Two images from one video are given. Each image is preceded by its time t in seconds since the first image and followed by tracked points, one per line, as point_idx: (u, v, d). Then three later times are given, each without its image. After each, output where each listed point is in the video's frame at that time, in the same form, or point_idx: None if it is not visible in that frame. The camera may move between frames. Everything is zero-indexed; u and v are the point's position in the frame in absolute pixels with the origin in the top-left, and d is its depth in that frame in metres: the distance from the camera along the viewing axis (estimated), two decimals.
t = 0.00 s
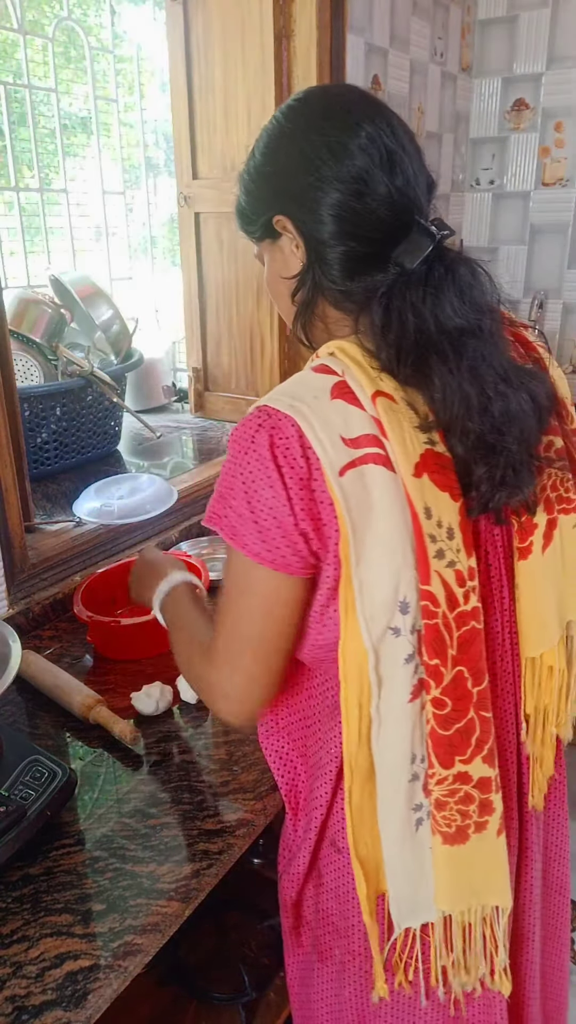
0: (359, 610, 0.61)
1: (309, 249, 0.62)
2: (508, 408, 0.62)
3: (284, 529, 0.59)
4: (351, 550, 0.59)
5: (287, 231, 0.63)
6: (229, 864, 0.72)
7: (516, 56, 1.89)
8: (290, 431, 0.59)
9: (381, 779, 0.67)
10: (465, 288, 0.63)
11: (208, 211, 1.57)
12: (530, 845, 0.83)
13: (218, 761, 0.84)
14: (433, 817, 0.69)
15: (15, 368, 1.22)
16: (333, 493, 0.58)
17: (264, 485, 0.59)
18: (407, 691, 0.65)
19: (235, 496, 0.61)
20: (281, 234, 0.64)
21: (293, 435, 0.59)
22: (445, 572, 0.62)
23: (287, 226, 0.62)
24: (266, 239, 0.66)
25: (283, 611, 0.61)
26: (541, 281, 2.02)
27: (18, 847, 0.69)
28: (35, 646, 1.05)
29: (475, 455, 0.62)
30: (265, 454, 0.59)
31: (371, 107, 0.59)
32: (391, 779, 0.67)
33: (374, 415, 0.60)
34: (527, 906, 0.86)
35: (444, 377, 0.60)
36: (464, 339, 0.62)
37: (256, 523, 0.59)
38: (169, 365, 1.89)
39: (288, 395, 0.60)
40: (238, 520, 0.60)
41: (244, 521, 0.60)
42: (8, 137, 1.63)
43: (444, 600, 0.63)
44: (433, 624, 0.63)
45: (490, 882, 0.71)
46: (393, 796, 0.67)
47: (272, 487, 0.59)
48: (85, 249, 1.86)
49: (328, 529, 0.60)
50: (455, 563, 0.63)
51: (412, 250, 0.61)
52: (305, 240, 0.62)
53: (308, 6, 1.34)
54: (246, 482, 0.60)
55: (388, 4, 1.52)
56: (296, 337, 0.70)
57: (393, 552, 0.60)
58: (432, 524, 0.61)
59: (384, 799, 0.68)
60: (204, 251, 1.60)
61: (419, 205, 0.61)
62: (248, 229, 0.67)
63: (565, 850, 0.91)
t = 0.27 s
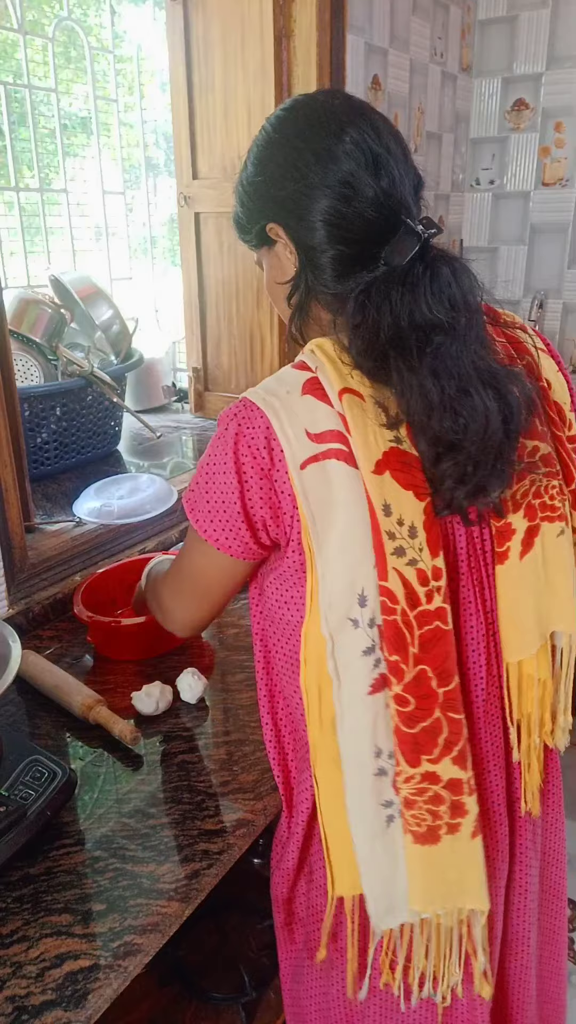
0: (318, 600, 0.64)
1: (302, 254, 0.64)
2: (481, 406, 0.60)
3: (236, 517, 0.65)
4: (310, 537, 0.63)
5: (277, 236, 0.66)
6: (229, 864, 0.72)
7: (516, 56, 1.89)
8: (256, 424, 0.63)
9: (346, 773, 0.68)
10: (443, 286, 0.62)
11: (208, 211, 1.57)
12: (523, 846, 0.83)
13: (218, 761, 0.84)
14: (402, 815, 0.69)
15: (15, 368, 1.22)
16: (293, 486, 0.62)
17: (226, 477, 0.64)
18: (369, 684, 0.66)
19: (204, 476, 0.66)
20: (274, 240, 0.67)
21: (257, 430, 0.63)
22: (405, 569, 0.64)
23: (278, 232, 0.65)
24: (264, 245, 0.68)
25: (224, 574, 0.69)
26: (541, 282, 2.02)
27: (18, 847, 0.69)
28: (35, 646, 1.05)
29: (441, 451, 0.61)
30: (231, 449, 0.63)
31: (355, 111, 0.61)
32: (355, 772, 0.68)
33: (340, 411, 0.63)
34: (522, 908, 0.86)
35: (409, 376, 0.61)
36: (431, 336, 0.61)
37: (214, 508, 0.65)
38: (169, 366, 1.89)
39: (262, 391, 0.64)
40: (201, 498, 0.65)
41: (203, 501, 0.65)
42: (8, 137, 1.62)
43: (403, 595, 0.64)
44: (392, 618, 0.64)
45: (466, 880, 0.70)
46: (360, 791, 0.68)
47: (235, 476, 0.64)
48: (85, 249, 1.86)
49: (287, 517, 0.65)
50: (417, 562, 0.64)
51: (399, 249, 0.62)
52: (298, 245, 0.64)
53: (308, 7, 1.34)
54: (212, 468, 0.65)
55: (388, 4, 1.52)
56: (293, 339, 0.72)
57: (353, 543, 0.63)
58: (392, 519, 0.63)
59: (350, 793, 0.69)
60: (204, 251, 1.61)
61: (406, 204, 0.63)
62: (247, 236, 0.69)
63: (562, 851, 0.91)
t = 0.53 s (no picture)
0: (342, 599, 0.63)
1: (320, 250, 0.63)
2: (508, 399, 0.60)
3: (270, 513, 0.61)
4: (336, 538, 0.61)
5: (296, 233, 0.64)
6: (229, 864, 0.72)
7: (516, 56, 1.89)
8: (286, 419, 0.61)
9: (356, 764, 0.69)
10: (464, 281, 0.62)
11: (208, 211, 1.57)
12: (526, 844, 0.83)
13: (218, 761, 0.84)
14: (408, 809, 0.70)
15: (15, 368, 1.22)
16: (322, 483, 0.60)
17: (257, 474, 0.61)
18: (386, 680, 0.66)
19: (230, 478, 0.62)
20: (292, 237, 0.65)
21: (285, 423, 0.61)
22: (428, 567, 0.63)
23: (297, 229, 0.64)
24: (280, 243, 0.67)
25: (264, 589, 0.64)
26: (541, 282, 2.02)
27: (18, 847, 0.69)
28: (36, 646, 1.05)
29: (466, 447, 0.61)
30: (260, 443, 0.61)
31: (371, 107, 0.60)
32: (368, 766, 0.68)
33: (369, 409, 0.61)
34: (523, 906, 0.86)
35: (435, 373, 0.60)
36: (456, 328, 0.60)
37: (245, 507, 0.61)
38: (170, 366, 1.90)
39: (287, 386, 0.62)
40: (230, 503, 0.62)
41: (234, 502, 0.62)
42: (8, 137, 1.63)
43: (426, 595, 0.64)
44: (414, 617, 0.64)
45: (464, 876, 0.72)
46: (368, 783, 0.69)
47: (266, 473, 0.61)
48: (85, 249, 1.86)
49: (318, 518, 0.62)
50: (440, 561, 0.63)
51: (417, 244, 0.61)
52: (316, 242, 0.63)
53: (308, 7, 1.34)
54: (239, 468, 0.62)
55: (388, 5, 1.52)
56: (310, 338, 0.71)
57: (379, 542, 0.61)
58: (418, 518, 0.62)
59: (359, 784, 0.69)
60: (204, 251, 1.61)
61: (423, 200, 0.61)
62: (261, 235, 0.68)
63: (564, 851, 0.91)
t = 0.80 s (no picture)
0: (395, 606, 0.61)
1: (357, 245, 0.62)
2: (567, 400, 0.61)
3: (330, 526, 0.59)
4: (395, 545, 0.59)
5: (336, 231, 0.63)
6: (228, 864, 0.72)
7: (517, 56, 1.89)
8: (342, 427, 0.59)
9: (406, 770, 0.67)
10: (516, 282, 0.61)
11: (208, 211, 1.57)
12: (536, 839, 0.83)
13: (217, 760, 0.84)
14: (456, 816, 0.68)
15: (15, 368, 1.22)
16: (384, 491, 0.58)
17: (313, 484, 0.59)
18: (441, 689, 0.64)
19: (283, 492, 0.61)
20: (330, 234, 0.64)
21: (339, 429, 0.59)
22: (487, 573, 0.61)
23: (337, 226, 0.62)
24: (312, 238, 0.66)
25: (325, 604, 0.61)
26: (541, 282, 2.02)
27: (18, 847, 0.69)
28: (35, 646, 1.05)
29: (522, 453, 0.61)
30: (315, 451, 0.59)
31: (414, 101, 0.59)
32: (419, 775, 0.66)
33: (427, 414, 0.59)
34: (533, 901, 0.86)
35: (497, 374, 0.59)
36: (515, 335, 0.61)
37: (303, 520, 0.59)
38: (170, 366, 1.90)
39: (339, 390, 0.60)
40: (286, 517, 0.60)
41: (290, 516, 0.60)
42: (8, 136, 1.63)
43: (485, 600, 0.62)
44: (472, 625, 0.62)
45: (506, 877, 0.71)
46: (418, 791, 0.67)
47: (324, 484, 0.59)
48: (85, 249, 1.85)
49: (378, 527, 0.60)
50: (496, 566, 0.62)
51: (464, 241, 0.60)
52: (354, 238, 0.62)
53: (308, 7, 1.34)
54: (294, 479, 0.60)
55: (388, 5, 1.52)
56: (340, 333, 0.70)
57: (438, 552, 0.59)
58: (479, 524, 0.60)
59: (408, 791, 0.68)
60: (204, 251, 1.61)
61: (466, 198, 0.61)
62: (290, 227, 0.67)
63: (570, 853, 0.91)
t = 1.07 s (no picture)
0: (433, 598, 0.64)
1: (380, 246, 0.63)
2: None
3: (361, 525, 0.61)
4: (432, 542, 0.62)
5: (358, 231, 0.64)
6: (228, 864, 0.72)
7: (517, 56, 1.89)
8: (372, 428, 0.61)
9: (451, 767, 0.69)
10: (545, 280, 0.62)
11: (208, 211, 1.57)
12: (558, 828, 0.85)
13: (218, 761, 0.84)
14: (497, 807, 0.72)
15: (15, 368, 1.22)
16: (419, 489, 0.61)
17: (343, 485, 0.62)
18: (483, 683, 0.66)
19: (313, 494, 0.63)
20: (351, 233, 0.65)
21: (370, 431, 0.61)
22: (524, 566, 0.65)
23: (360, 226, 0.63)
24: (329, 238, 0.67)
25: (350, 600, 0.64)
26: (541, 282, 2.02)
27: (18, 847, 0.69)
28: (35, 647, 1.05)
29: (557, 449, 0.65)
30: (345, 452, 0.61)
31: (434, 100, 0.60)
32: (462, 769, 0.69)
33: (460, 412, 0.62)
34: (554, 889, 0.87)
35: (533, 371, 0.62)
36: (550, 333, 0.63)
37: (335, 520, 0.62)
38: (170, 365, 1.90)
39: (371, 391, 0.62)
40: (316, 517, 0.62)
41: (321, 518, 0.62)
42: (8, 136, 1.63)
43: (521, 595, 0.66)
44: (511, 617, 0.66)
45: (541, 867, 0.74)
46: (461, 786, 0.69)
47: (355, 484, 0.61)
48: (85, 249, 1.85)
49: (408, 525, 0.63)
50: (531, 559, 0.66)
51: (484, 237, 0.61)
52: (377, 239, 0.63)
53: (308, 7, 1.34)
54: (324, 480, 0.62)
55: (388, 5, 1.52)
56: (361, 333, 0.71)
57: (476, 549, 0.62)
58: (516, 518, 0.64)
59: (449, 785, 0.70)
60: (204, 250, 1.60)
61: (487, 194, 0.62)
62: (302, 225, 0.68)
63: None
